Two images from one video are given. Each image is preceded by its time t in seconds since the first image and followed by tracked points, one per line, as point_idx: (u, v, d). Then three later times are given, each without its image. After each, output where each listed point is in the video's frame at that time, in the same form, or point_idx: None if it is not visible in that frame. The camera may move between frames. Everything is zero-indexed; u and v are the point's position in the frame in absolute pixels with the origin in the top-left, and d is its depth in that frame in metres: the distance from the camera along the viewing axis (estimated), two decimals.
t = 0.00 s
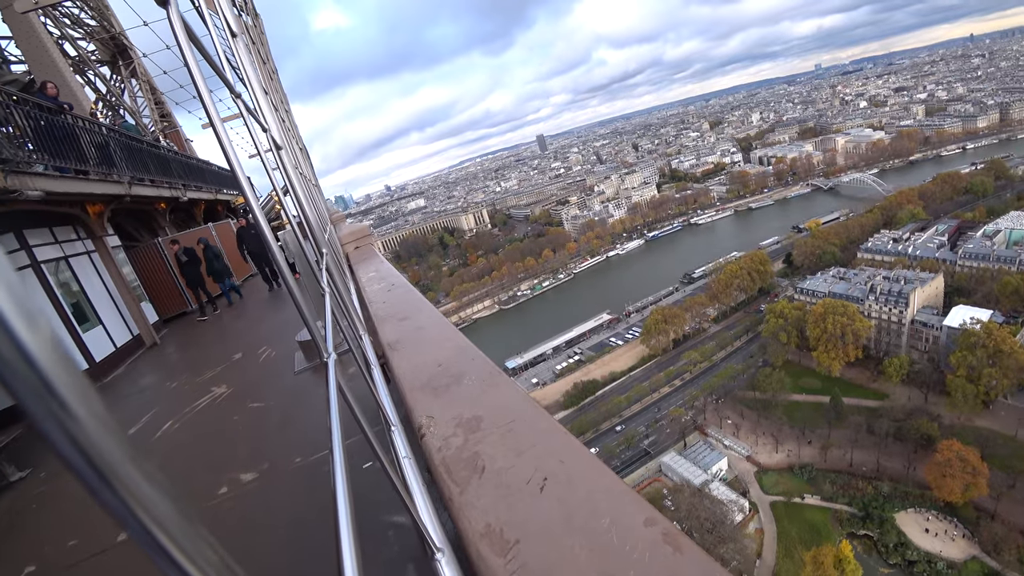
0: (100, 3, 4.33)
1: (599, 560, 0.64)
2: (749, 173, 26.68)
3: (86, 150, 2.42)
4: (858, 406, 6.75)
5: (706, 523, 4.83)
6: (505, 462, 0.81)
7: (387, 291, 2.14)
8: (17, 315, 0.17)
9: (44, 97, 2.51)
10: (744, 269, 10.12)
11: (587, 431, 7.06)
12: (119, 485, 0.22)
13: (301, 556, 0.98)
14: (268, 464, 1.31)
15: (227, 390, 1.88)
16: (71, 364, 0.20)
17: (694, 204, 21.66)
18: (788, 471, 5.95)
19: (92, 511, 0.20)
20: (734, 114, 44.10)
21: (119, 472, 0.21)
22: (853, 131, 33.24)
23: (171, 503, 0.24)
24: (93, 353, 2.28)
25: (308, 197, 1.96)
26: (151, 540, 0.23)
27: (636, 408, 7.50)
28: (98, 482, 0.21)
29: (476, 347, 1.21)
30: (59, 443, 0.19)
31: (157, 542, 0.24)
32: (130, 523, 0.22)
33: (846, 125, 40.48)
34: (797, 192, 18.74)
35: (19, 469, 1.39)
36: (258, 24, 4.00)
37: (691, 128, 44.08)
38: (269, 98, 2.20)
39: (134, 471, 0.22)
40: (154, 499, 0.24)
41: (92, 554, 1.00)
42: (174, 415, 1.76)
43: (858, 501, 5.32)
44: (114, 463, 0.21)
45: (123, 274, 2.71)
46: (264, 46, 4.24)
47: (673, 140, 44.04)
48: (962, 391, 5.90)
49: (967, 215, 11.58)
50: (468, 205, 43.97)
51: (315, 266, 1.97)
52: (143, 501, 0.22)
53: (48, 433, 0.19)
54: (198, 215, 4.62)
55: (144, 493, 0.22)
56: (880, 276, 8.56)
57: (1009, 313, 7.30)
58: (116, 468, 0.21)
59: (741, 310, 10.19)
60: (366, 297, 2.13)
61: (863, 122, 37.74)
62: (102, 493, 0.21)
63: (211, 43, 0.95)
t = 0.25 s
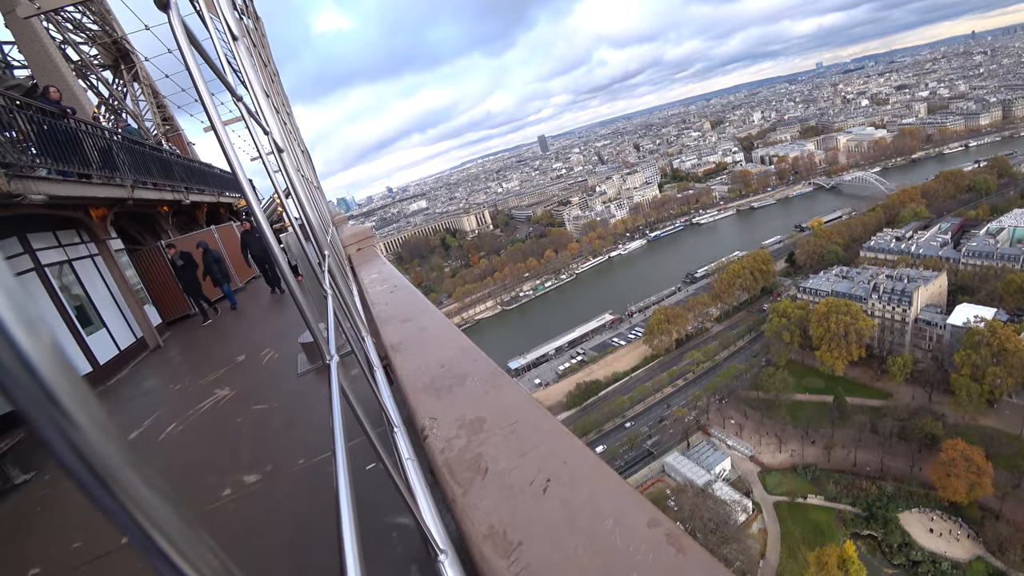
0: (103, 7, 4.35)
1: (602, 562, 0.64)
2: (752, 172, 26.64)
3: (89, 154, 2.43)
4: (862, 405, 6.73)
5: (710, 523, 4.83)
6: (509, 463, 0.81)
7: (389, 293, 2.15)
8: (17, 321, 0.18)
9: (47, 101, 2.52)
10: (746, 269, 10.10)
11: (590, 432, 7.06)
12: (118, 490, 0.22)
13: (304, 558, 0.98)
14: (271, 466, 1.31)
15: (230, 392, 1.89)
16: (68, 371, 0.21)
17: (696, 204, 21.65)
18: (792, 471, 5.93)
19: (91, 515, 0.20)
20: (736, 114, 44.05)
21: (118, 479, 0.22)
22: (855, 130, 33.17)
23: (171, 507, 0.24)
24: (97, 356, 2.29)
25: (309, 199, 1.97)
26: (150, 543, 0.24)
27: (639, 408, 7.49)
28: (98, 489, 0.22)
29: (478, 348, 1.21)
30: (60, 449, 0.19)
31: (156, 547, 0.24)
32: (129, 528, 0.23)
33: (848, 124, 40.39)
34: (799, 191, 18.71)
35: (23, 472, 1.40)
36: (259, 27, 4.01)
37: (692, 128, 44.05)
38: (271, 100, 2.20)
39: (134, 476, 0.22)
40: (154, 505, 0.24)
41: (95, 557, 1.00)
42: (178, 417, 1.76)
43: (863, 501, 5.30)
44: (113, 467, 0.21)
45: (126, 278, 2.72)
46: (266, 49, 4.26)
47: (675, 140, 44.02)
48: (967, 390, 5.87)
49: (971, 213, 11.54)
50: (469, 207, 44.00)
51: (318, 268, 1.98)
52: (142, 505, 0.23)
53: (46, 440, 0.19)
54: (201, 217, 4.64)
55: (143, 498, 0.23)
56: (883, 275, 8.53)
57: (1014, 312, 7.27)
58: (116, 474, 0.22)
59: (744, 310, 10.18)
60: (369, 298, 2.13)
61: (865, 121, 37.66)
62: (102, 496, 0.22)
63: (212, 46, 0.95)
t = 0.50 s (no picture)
0: (105, 7, 4.36)
1: (602, 565, 0.64)
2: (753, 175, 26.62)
3: (91, 154, 2.44)
4: (862, 409, 6.72)
5: (709, 527, 4.83)
6: (509, 465, 0.82)
7: (390, 294, 2.15)
8: (23, 316, 0.18)
9: (49, 101, 2.53)
10: (747, 272, 10.10)
11: (589, 434, 7.05)
12: (124, 486, 0.22)
13: (303, 558, 0.98)
14: (271, 467, 1.31)
15: (230, 392, 1.89)
16: (75, 366, 0.21)
17: (697, 207, 21.65)
18: (791, 475, 5.93)
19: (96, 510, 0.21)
20: (737, 117, 44.03)
21: (124, 475, 0.22)
22: (856, 134, 33.15)
23: (176, 504, 0.25)
24: (97, 356, 2.29)
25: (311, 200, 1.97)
26: (153, 540, 0.24)
27: (639, 411, 7.49)
28: (104, 486, 0.22)
29: (479, 349, 1.22)
30: (65, 447, 0.20)
31: (159, 544, 0.24)
32: (133, 525, 0.23)
33: (850, 127, 40.36)
34: (800, 194, 18.69)
35: (22, 470, 1.40)
36: (262, 28, 4.02)
37: (693, 131, 44.04)
38: (273, 101, 2.21)
39: (139, 474, 0.23)
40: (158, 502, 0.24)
41: (94, 556, 1.01)
42: (178, 416, 1.77)
43: (862, 505, 5.29)
44: (118, 465, 0.22)
45: (126, 277, 2.72)
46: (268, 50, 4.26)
47: (676, 143, 44.02)
48: (967, 395, 5.87)
49: (972, 218, 11.53)
50: (470, 208, 44.00)
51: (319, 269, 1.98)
52: (146, 502, 0.23)
53: (54, 437, 0.20)
54: (202, 217, 4.64)
55: (148, 495, 0.23)
56: (884, 279, 8.53)
57: (1014, 316, 7.26)
58: (119, 472, 0.22)
59: (744, 313, 10.17)
60: (369, 299, 2.13)
61: (866, 125, 37.65)
62: (108, 495, 0.22)
63: (215, 47, 0.96)
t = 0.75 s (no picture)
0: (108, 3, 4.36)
1: (599, 569, 0.64)
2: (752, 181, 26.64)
3: (91, 150, 2.44)
4: (858, 417, 6.73)
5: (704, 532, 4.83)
6: (506, 468, 0.82)
7: (389, 294, 2.15)
8: (26, 310, 0.18)
9: (50, 96, 2.53)
10: (745, 278, 10.11)
11: (585, 438, 7.04)
12: (123, 482, 0.22)
13: (298, 558, 0.98)
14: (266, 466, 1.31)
15: (226, 391, 1.89)
16: (76, 360, 0.21)
17: (696, 212, 21.68)
18: (787, 481, 5.93)
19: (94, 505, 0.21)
20: (737, 123, 44.06)
21: (124, 472, 0.22)
22: (856, 142, 33.23)
23: (174, 503, 0.25)
24: (93, 352, 2.29)
25: (310, 198, 1.98)
26: (151, 536, 0.24)
27: (635, 415, 7.48)
28: (104, 480, 0.22)
29: (476, 351, 1.22)
30: (66, 441, 0.20)
31: (157, 540, 0.24)
32: (130, 522, 0.23)
33: (849, 135, 40.45)
34: (799, 201, 18.72)
35: (16, 466, 1.39)
36: (264, 27, 4.02)
37: (693, 136, 44.05)
38: (275, 100, 2.21)
39: (139, 468, 0.23)
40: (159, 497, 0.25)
41: (87, 553, 1.00)
42: (174, 414, 1.76)
43: (857, 512, 5.30)
44: (118, 461, 0.22)
45: (124, 274, 2.72)
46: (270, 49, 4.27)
47: (676, 148, 44.03)
48: (963, 404, 5.88)
49: (970, 227, 11.55)
50: (470, 210, 43.98)
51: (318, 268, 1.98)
52: (145, 497, 0.23)
53: (52, 433, 0.20)
54: (201, 215, 4.64)
55: (148, 491, 0.23)
56: (881, 287, 8.54)
57: (1011, 326, 7.26)
58: (119, 467, 0.22)
59: (741, 319, 10.18)
60: (368, 299, 2.13)
61: (865, 133, 37.73)
62: (106, 490, 0.22)
63: (219, 45, 0.96)
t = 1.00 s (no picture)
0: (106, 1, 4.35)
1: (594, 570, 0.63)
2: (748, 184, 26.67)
3: (86, 148, 2.42)
4: (853, 419, 6.77)
5: (699, 534, 4.84)
6: (502, 469, 0.81)
7: (385, 295, 2.15)
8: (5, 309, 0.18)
9: (46, 93, 2.51)
10: (741, 281, 10.13)
11: (581, 440, 7.04)
12: (109, 488, 0.22)
13: (291, 560, 0.97)
14: (260, 466, 1.30)
15: (220, 391, 1.87)
16: (63, 366, 0.21)
17: (692, 215, 21.72)
18: (782, 484, 5.94)
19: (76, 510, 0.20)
20: (734, 126, 44.07)
21: (109, 476, 0.22)
22: (851, 145, 33.35)
23: (161, 507, 0.24)
24: (88, 351, 2.27)
25: (307, 198, 1.97)
26: (135, 542, 0.23)
27: (631, 417, 7.48)
28: (88, 488, 0.22)
29: (472, 352, 1.21)
30: (48, 448, 0.19)
31: (141, 547, 0.24)
32: (114, 528, 0.23)
33: (845, 139, 40.60)
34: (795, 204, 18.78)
35: (7, 466, 1.38)
36: (262, 26, 4.01)
37: (690, 139, 44.06)
38: (272, 99, 2.20)
39: (123, 473, 0.22)
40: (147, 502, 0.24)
41: (77, 554, 0.99)
42: (167, 414, 1.75)
43: (852, 514, 5.31)
44: (103, 466, 0.21)
45: (119, 273, 2.70)
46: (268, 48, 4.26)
47: (673, 151, 44.04)
48: (957, 406, 5.91)
49: (964, 231, 11.60)
50: (466, 212, 43.94)
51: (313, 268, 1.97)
52: (131, 502, 0.23)
53: (32, 438, 0.19)
54: (197, 214, 4.62)
55: (133, 495, 0.23)
56: (876, 290, 8.58)
57: (1005, 329, 7.30)
58: (104, 472, 0.22)
59: (737, 321, 10.21)
60: (365, 300, 2.13)
61: (861, 136, 37.86)
62: (91, 496, 0.22)
63: (216, 43, 0.95)
